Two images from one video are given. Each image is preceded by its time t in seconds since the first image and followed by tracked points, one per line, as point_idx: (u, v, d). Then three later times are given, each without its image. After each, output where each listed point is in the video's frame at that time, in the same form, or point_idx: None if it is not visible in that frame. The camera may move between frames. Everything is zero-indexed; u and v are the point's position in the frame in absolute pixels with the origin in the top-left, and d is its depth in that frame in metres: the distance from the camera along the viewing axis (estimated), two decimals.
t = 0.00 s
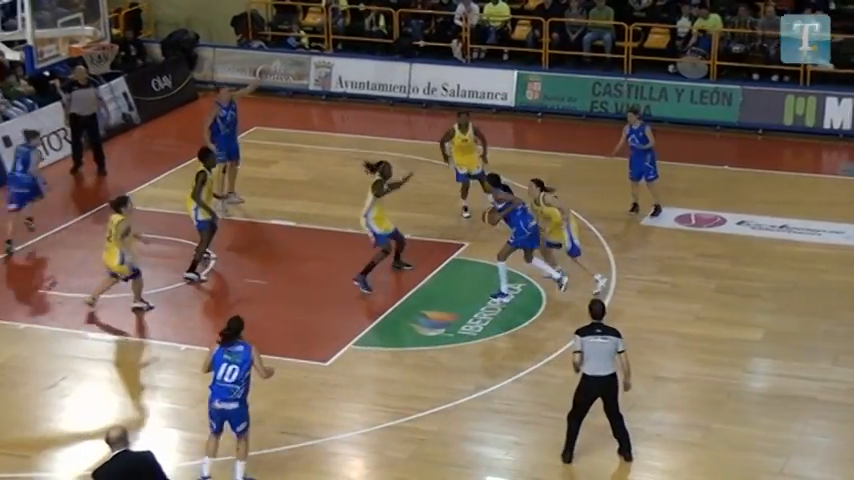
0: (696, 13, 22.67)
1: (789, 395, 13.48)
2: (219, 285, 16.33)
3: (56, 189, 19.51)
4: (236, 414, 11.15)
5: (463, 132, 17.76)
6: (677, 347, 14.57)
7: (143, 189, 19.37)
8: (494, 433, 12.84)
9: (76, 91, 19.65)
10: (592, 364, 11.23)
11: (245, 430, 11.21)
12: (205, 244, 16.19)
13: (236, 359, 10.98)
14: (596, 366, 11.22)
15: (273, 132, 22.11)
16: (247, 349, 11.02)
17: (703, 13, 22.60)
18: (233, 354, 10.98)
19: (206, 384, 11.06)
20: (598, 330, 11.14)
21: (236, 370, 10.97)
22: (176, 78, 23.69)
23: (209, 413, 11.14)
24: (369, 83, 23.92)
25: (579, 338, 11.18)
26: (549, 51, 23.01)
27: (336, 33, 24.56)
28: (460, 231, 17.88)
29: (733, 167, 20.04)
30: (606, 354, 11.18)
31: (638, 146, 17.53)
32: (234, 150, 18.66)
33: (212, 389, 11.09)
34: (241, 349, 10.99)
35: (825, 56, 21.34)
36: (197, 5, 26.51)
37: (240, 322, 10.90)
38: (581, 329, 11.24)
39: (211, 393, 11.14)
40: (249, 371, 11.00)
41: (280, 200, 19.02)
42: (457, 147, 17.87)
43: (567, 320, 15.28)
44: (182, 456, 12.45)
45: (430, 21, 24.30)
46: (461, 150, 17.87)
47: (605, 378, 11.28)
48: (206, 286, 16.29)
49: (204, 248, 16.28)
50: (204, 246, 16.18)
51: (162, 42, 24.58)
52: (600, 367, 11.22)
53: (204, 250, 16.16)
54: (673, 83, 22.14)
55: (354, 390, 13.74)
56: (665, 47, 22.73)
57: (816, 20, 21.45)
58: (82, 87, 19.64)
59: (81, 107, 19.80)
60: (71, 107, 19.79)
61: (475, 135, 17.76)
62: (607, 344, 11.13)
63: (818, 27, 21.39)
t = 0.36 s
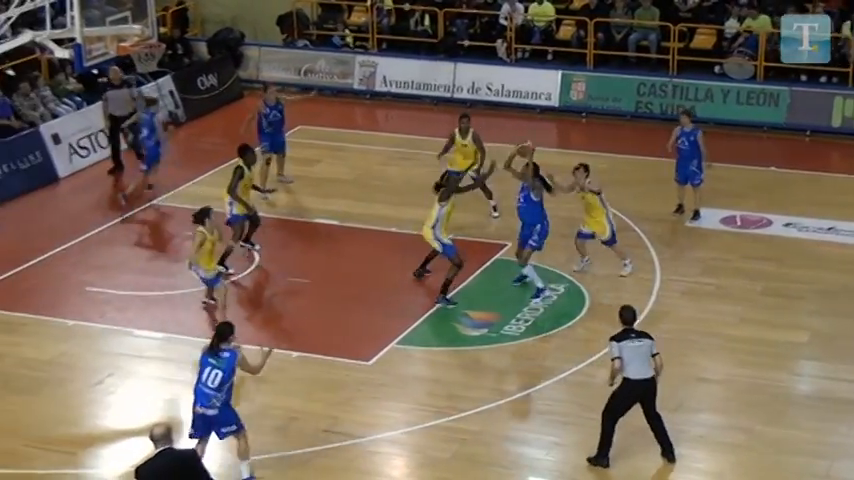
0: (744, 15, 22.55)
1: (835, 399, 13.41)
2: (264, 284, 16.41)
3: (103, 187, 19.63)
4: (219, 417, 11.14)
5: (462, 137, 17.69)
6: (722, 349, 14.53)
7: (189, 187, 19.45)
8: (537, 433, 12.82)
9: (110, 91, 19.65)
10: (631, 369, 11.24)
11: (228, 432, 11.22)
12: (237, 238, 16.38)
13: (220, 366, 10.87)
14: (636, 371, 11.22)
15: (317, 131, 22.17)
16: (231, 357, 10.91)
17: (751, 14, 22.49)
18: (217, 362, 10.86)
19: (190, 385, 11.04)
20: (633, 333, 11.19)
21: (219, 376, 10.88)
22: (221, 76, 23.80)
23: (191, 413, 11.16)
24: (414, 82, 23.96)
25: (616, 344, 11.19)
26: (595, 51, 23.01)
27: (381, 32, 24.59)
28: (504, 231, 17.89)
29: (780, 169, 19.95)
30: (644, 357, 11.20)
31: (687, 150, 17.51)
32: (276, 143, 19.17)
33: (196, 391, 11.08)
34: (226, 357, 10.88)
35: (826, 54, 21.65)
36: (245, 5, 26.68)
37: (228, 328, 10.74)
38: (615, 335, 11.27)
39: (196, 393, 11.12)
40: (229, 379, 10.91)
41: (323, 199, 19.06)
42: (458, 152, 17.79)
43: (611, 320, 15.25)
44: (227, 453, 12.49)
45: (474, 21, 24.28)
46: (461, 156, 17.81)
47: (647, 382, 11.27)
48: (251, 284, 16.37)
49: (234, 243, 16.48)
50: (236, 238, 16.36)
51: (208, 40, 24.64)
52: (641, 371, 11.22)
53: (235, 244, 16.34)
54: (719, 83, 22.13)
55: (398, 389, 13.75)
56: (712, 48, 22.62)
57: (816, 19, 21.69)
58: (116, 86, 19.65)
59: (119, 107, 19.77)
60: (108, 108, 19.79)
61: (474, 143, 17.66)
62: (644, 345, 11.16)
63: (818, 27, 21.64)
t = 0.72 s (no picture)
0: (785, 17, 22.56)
1: None
2: (301, 285, 16.45)
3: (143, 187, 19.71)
4: (218, 423, 11.18)
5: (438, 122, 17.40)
6: (760, 353, 14.48)
7: (226, 188, 19.51)
8: (573, 437, 12.78)
9: (136, 100, 19.41)
10: (621, 373, 11.13)
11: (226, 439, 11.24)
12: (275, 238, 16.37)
13: (219, 369, 10.99)
14: (624, 375, 11.12)
15: (353, 133, 22.21)
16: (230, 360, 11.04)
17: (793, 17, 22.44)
18: (216, 365, 10.99)
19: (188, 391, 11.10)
20: (623, 337, 11.08)
21: (218, 380, 10.99)
22: (260, 78, 23.95)
23: (189, 420, 11.17)
24: (452, 84, 23.99)
25: (606, 347, 11.10)
26: (633, 55, 23.05)
27: (420, 34, 24.65)
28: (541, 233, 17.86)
29: (821, 173, 19.87)
30: (633, 361, 11.09)
31: (728, 154, 17.45)
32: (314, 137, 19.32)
33: (194, 398, 11.13)
34: (225, 361, 11.01)
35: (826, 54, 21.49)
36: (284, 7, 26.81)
37: (225, 334, 10.89)
38: (606, 338, 11.18)
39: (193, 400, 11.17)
40: (229, 383, 11.02)
41: (359, 201, 19.08)
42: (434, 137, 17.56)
43: (648, 324, 15.20)
44: (264, 455, 12.49)
45: (513, 23, 24.32)
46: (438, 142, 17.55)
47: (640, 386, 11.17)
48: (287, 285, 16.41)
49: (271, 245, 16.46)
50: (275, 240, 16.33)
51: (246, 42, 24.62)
52: (630, 375, 11.11)
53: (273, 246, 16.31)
54: (760, 87, 22.07)
55: (435, 392, 13.73)
56: (752, 51, 22.56)
57: (817, 19, 21.51)
58: (142, 95, 19.40)
59: (145, 117, 19.49)
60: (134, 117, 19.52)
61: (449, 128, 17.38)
62: (634, 350, 11.05)
63: (818, 26, 21.43)
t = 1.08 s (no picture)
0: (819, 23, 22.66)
1: None
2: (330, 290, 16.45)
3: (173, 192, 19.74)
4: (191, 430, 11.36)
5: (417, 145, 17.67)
6: (791, 360, 14.41)
7: (256, 193, 19.54)
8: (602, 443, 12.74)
9: (154, 108, 19.39)
10: (595, 396, 10.89)
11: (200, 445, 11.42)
12: (285, 242, 16.44)
13: (183, 381, 11.15)
14: (598, 400, 10.88)
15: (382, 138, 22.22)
16: (195, 372, 11.15)
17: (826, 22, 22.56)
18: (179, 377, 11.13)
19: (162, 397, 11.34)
20: (602, 360, 10.85)
21: (183, 390, 11.15)
22: (290, 84, 24.00)
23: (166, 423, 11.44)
24: (481, 90, 24.04)
25: (583, 369, 10.90)
26: (663, 61, 23.05)
27: (450, 40, 24.65)
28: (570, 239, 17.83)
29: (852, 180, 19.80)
30: (610, 386, 10.86)
31: (756, 163, 17.39)
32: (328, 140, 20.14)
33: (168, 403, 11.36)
34: (191, 371, 11.14)
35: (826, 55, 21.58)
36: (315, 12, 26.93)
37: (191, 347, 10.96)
38: (586, 361, 10.98)
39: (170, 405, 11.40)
40: (193, 394, 11.16)
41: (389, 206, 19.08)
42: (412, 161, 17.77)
43: (678, 331, 15.15)
44: (293, 460, 12.49)
45: (543, 29, 24.29)
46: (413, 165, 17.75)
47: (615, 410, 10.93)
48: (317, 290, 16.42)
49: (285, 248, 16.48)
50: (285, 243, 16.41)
51: (277, 47, 24.70)
52: (604, 399, 10.87)
53: (283, 248, 16.40)
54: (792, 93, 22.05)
55: (463, 397, 13.72)
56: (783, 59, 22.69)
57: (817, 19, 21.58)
58: (160, 102, 19.37)
59: (164, 125, 19.50)
60: (152, 125, 19.51)
61: (428, 150, 17.61)
62: (611, 374, 10.82)
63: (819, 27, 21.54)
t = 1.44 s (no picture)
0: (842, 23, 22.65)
1: None
2: (351, 290, 16.46)
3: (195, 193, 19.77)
4: (176, 397, 11.79)
5: (420, 137, 17.85)
6: (813, 361, 14.37)
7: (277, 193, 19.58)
8: (622, 444, 12.72)
9: (158, 115, 19.06)
10: (559, 394, 10.65)
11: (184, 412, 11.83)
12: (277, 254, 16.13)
13: (180, 347, 11.59)
14: (559, 396, 10.65)
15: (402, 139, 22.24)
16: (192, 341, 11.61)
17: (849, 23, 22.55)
18: (177, 343, 11.58)
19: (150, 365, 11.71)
20: (571, 358, 10.64)
21: (179, 357, 11.59)
22: (311, 85, 24.04)
23: (151, 391, 11.81)
24: (503, 91, 23.99)
25: (551, 364, 10.70)
26: (686, 61, 23.01)
27: (471, 41, 24.71)
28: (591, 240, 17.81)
29: None
30: (576, 385, 10.63)
31: (771, 169, 17.40)
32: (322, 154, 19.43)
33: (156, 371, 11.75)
34: (187, 340, 11.59)
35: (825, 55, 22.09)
36: (336, 13, 27.01)
37: (184, 316, 11.50)
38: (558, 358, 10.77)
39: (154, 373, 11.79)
40: (192, 362, 11.58)
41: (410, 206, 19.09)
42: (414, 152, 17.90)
43: (699, 332, 15.12)
44: (314, 460, 12.49)
45: (564, 30, 24.32)
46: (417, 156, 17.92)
47: (576, 412, 10.66)
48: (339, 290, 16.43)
49: (275, 259, 16.23)
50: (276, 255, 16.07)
51: (299, 48, 24.80)
52: (567, 398, 10.63)
53: (273, 259, 16.10)
54: (814, 94, 22.01)
55: (484, 398, 13.71)
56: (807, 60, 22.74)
57: (817, 19, 22.09)
58: (164, 110, 19.05)
59: (166, 133, 19.17)
60: (154, 132, 19.16)
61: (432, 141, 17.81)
62: (578, 373, 10.60)
63: (818, 26, 22.06)
